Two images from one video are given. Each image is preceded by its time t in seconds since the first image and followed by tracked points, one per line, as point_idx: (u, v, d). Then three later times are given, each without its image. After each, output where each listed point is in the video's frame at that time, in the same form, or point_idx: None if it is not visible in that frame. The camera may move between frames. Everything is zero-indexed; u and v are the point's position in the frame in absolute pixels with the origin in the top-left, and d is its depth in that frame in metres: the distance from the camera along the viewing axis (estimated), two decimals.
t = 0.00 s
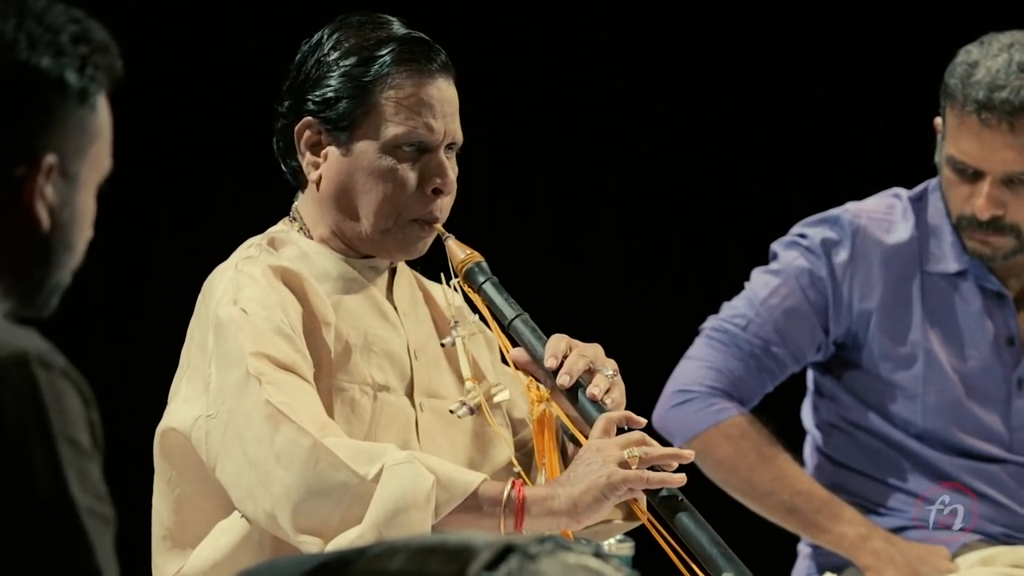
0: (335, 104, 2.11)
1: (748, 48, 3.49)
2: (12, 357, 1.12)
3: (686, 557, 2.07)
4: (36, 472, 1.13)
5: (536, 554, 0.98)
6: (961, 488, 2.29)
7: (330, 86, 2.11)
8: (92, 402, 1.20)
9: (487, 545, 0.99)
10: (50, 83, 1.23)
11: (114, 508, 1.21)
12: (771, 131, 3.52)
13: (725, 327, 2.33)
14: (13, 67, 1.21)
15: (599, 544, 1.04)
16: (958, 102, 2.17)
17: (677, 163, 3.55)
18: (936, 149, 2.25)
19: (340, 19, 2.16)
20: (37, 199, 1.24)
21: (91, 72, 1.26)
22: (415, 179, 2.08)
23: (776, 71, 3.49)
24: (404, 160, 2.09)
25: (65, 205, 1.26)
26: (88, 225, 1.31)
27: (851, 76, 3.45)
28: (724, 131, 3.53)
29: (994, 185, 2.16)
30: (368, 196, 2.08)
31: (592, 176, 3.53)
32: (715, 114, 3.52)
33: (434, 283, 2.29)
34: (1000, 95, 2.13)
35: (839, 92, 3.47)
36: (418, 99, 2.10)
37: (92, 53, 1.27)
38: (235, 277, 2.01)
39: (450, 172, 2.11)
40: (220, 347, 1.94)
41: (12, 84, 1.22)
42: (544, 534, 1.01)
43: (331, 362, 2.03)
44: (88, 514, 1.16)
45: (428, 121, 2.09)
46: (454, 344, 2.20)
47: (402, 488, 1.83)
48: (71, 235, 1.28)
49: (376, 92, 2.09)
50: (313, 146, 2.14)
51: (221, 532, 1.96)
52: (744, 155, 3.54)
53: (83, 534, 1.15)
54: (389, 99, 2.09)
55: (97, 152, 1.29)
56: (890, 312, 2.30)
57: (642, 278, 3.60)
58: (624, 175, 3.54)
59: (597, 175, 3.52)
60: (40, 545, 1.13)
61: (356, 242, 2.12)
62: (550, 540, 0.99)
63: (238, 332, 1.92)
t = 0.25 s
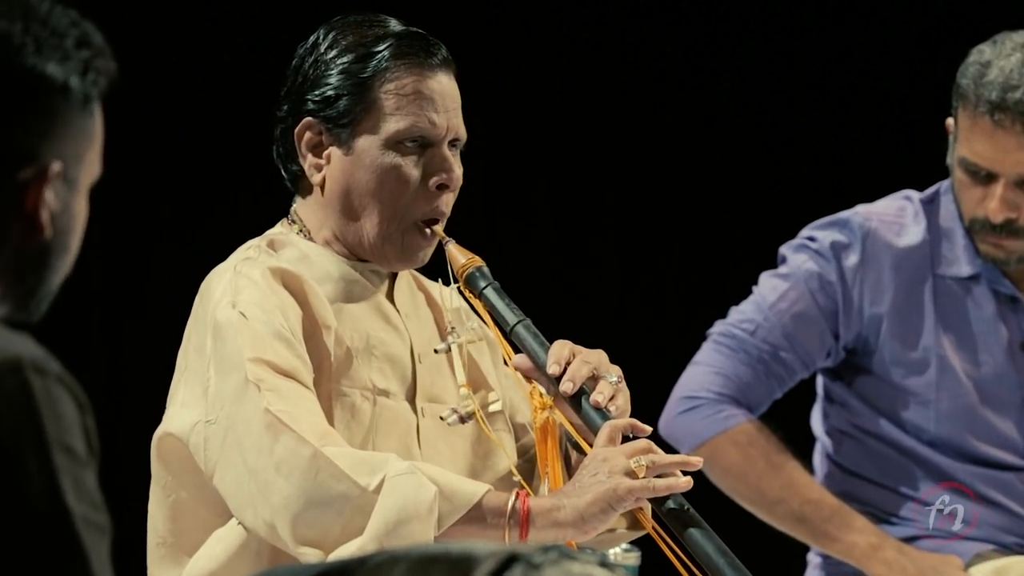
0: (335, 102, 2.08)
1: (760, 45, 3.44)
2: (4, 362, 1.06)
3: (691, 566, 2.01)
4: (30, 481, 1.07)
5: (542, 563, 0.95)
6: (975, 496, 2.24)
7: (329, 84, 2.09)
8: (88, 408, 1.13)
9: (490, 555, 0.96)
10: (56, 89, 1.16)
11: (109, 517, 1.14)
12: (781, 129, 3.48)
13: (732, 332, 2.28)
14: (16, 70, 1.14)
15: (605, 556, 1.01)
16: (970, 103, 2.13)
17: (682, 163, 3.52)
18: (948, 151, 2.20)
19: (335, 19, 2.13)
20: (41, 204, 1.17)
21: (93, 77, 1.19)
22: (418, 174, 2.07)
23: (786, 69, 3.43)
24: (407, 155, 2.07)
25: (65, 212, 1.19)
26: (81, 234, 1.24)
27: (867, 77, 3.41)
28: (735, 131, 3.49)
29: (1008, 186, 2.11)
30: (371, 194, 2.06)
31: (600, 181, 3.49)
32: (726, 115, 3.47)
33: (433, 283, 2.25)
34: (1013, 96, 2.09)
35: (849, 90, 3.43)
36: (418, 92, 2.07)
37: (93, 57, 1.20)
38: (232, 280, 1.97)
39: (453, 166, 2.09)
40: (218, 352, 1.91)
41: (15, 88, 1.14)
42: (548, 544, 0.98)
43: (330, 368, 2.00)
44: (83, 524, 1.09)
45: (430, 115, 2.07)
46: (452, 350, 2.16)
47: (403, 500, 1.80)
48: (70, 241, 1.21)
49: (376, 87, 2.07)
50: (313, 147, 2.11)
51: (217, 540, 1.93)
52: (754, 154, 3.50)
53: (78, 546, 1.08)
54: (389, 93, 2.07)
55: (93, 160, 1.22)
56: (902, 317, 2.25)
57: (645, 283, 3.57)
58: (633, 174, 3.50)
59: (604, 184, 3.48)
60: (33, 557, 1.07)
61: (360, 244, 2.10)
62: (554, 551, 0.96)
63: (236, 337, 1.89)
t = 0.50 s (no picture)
0: (342, 102, 2.05)
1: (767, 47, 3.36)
2: None
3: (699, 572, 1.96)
4: (27, 488, 0.98)
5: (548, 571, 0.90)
6: (989, 502, 2.21)
7: (335, 85, 2.05)
8: (84, 409, 1.03)
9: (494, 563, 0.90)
10: (45, 86, 1.07)
11: (106, 519, 1.06)
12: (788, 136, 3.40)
13: (741, 336, 2.25)
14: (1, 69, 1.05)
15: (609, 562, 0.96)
16: (984, 103, 2.09)
17: (687, 162, 3.48)
18: (961, 152, 2.16)
19: (341, 20, 2.10)
20: (31, 202, 1.08)
21: (84, 73, 1.11)
22: (428, 176, 2.03)
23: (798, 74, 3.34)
24: (416, 156, 2.03)
25: (58, 211, 1.10)
26: (77, 237, 1.15)
27: (876, 75, 3.24)
28: (740, 133, 3.44)
29: None
30: (380, 196, 2.03)
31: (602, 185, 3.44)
32: (731, 119, 3.43)
33: (437, 283, 2.23)
34: None
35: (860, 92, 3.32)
36: (426, 91, 2.04)
37: (83, 52, 1.11)
38: (232, 280, 1.93)
39: (462, 168, 2.06)
40: (218, 352, 1.86)
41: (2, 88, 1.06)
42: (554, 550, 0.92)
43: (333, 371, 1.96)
44: (80, 531, 1.01)
45: (438, 115, 2.04)
46: (459, 352, 2.13)
47: (407, 504, 1.76)
48: (63, 241, 1.12)
49: (383, 87, 2.03)
50: (320, 149, 2.08)
51: (215, 544, 1.89)
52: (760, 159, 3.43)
53: (75, 553, 1.01)
54: (397, 92, 2.03)
55: (86, 157, 1.13)
56: (914, 320, 2.22)
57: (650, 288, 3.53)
58: (636, 176, 3.49)
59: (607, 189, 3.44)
60: (28, 567, 0.99)
61: (368, 248, 2.06)
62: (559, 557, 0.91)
63: (237, 338, 1.85)
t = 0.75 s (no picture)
0: (346, 100, 2.00)
1: (777, 45, 3.27)
2: None
3: None
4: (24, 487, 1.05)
5: None
6: (1004, 506, 2.17)
7: (341, 82, 2.01)
8: (80, 411, 1.10)
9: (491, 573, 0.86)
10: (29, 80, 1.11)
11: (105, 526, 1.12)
12: (801, 136, 3.31)
13: (750, 337, 2.21)
14: None
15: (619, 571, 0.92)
16: (998, 100, 2.06)
17: (701, 163, 3.37)
18: (975, 150, 2.14)
19: (350, 14, 2.06)
20: (18, 198, 1.13)
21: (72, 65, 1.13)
22: (430, 180, 1.98)
23: (807, 72, 3.27)
24: (419, 158, 1.98)
25: (48, 206, 1.15)
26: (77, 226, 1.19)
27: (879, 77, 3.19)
28: (754, 133, 3.33)
29: None
30: (381, 198, 1.98)
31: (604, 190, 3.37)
32: (744, 119, 3.32)
33: (445, 290, 2.19)
34: None
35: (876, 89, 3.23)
36: (432, 92, 1.99)
37: (76, 44, 1.13)
38: (232, 283, 1.88)
39: (468, 172, 2.00)
40: (218, 357, 1.82)
41: None
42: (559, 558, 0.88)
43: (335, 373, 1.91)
44: (77, 533, 1.07)
45: (444, 117, 1.99)
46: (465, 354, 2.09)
47: (410, 510, 1.71)
48: (58, 236, 1.17)
49: (389, 87, 1.99)
50: (322, 147, 2.03)
51: (215, 551, 1.84)
52: (772, 160, 3.35)
53: (73, 556, 1.06)
54: (402, 92, 1.99)
55: (79, 149, 1.17)
56: (927, 321, 2.18)
57: (661, 294, 3.42)
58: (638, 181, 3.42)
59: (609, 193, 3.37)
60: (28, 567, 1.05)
61: (366, 249, 2.02)
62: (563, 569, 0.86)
63: (237, 342, 1.80)
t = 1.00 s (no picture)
0: (350, 100, 1.97)
1: (788, 43, 3.23)
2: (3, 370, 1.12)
3: None
4: (19, 493, 1.12)
5: None
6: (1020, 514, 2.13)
7: (344, 82, 1.98)
8: (77, 417, 1.19)
9: None
10: (33, 79, 1.17)
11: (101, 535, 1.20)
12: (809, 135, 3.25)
13: (762, 341, 2.17)
14: None
15: None
16: (1016, 100, 2.02)
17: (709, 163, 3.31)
18: (992, 151, 2.10)
19: (355, 12, 2.02)
20: (19, 200, 1.18)
21: (74, 67, 1.20)
22: (434, 181, 1.94)
23: (820, 70, 3.22)
24: (424, 160, 1.94)
25: (47, 208, 1.21)
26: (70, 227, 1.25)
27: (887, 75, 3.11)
28: (769, 134, 3.28)
29: None
30: (385, 200, 1.94)
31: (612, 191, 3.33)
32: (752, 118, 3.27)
33: (449, 294, 2.15)
34: None
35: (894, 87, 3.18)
36: (438, 92, 1.96)
37: (75, 48, 1.21)
38: (232, 287, 1.85)
39: (473, 172, 1.96)
40: (219, 362, 1.78)
41: None
42: None
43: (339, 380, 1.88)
44: (75, 541, 1.15)
45: (450, 117, 1.95)
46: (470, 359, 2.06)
47: (414, 519, 1.67)
48: (54, 239, 1.22)
49: (394, 87, 1.95)
50: (326, 147, 2.00)
51: (215, 561, 1.81)
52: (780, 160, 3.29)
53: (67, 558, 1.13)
54: (407, 92, 1.95)
55: (77, 151, 1.23)
56: (943, 326, 2.14)
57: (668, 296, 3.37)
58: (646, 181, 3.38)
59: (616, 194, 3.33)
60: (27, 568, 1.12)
61: (370, 252, 1.98)
62: None
63: (239, 346, 1.77)
